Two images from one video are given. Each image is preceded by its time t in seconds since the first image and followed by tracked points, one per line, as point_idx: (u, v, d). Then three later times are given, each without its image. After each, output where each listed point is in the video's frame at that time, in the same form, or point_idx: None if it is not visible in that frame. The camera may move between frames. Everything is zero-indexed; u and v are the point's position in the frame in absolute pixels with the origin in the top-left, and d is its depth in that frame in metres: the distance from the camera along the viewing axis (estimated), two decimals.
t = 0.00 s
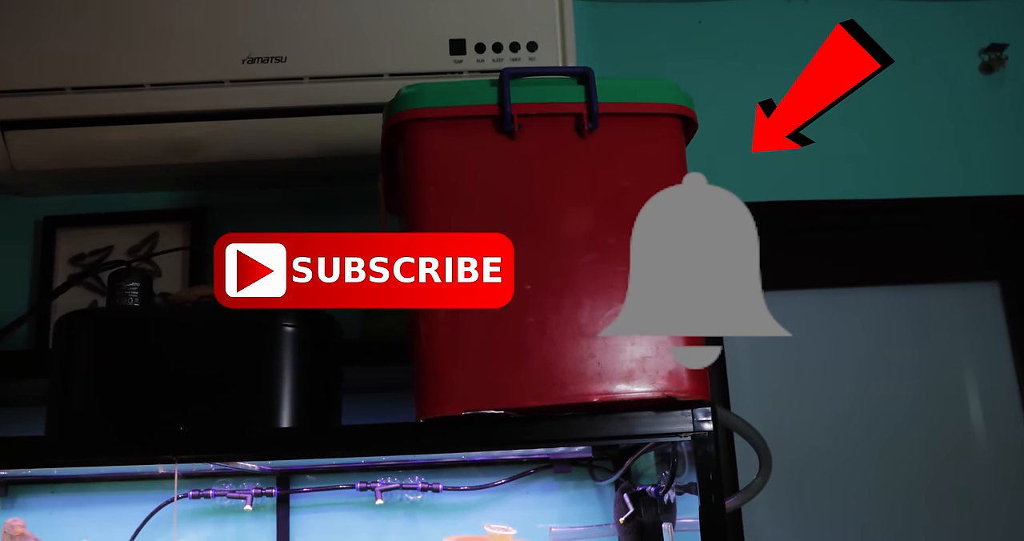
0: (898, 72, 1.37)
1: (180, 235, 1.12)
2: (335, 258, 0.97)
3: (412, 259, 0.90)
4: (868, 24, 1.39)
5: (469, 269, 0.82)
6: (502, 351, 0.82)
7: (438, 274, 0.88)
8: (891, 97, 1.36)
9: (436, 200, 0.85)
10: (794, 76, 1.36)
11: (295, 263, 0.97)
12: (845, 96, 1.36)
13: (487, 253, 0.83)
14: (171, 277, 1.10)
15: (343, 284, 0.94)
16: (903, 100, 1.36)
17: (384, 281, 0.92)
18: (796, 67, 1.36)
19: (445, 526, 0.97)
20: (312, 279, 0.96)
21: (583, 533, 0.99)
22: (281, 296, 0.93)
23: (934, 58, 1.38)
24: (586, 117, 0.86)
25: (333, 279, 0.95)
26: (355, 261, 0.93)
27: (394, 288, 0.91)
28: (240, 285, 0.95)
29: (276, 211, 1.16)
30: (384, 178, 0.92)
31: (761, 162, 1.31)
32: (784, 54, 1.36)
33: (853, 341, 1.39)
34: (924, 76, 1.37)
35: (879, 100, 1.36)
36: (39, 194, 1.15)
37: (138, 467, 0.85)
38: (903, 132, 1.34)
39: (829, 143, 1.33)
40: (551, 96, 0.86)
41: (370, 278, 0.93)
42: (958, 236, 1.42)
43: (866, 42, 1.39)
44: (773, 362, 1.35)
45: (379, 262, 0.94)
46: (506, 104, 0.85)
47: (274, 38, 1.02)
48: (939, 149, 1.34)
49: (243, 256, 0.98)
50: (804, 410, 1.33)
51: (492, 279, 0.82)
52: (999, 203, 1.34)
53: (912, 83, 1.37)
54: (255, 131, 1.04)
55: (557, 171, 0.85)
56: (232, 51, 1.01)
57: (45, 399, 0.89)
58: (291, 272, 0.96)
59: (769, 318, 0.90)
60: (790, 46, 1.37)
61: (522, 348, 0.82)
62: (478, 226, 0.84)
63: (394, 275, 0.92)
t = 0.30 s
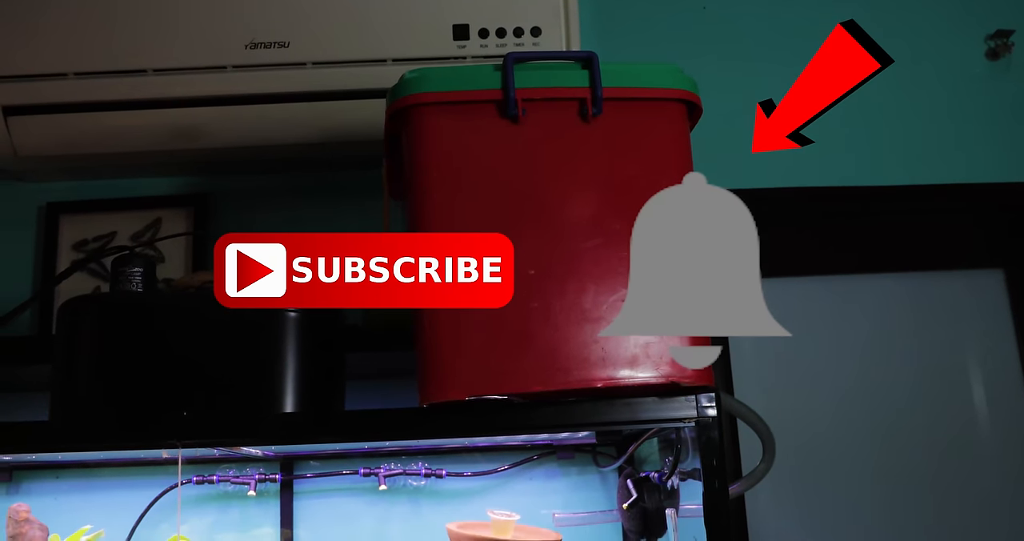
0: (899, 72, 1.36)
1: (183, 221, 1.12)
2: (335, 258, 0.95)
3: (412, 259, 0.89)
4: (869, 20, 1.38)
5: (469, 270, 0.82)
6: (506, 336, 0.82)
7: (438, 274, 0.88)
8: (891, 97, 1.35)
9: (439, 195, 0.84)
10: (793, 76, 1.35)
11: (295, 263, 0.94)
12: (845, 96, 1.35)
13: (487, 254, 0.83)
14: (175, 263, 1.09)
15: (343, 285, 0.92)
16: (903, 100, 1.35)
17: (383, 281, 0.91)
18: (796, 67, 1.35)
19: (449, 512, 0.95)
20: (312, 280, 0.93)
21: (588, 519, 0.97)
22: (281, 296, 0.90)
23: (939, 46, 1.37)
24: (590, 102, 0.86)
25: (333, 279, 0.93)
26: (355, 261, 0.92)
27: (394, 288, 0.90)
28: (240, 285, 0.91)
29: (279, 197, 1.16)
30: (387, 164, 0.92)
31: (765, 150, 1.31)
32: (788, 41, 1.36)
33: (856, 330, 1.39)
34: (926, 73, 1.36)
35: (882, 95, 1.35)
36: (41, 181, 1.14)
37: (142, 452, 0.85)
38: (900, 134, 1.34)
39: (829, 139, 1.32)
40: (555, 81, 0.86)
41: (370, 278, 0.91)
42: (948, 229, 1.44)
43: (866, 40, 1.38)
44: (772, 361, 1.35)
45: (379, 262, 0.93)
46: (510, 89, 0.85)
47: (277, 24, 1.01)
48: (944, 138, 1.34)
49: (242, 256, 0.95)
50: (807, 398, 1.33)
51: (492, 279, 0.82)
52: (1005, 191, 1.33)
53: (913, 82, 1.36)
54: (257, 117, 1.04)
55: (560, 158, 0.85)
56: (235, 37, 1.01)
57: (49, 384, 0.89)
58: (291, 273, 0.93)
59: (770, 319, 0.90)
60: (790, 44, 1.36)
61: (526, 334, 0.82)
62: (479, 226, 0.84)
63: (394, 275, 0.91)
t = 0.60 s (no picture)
0: (899, 72, 1.35)
1: (187, 207, 1.12)
2: (334, 258, 0.93)
3: (412, 259, 0.89)
4: (869, 19, 1.36)
5: (469, 270, 0.82)
6: (511, 322, 0.82)
7: (438, 274, 0.88)
8: (892, 97, 1.33)
9: (439, 189, 0.84)
10: (796, 71, 1.33)
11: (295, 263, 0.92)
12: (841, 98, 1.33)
13: (487, 254, 0.82)
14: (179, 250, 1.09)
15: (343, 285, 0.90)
16: (903, 102, 1.33)
17: (383, 281, 0.91)
18: (798, 63, 1.34)
19: (452, 498, 0.95)
20: (312, 279, 0.91)
21: (593, 506, 0.95)
22: (281, 296, 0.88)
23: (944, 33, 1.37)
24: (595, 87, 0.85)
25: (333, 279, 0.91)
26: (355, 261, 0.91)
27: (394, 287, 0.90)
28: (240, 286, 0.89)
29: (283, 184, 1.16)
30: (392, 149, 0.92)
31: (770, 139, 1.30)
32: (794, 28, 1.35)
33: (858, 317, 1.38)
34: (927, 72, 1.35)
35: (888, 83, 1.34)
36: (45, 166, 1.14)
37: (147, 438, 0.85)
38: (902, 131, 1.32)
39: (832, 133, 1.31)
40: (559, 66, 0.86)
41: (370, 278, 0.91)
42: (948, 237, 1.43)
43: (866, 41, 1.36)
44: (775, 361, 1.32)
45: (379, 262, 0.92)
46: (515, 74, 0.84)
47: (282, 9, 1.01)
48: (949, 129, 1.33)
49: (242, 256, 0.92)
50: (813, 386, 1.32)
51: (492, 279, 0.82)
52: (1011, 179, 1.33)
53: (912, 82, 1.34)
54: (262, 104, 1.03)
55: (565, 144, 0.85)
56: (240, 23, 1.01)
57: (53, 370, 0.89)
58: (291, 273, 0.90)
59: (769, 320, 0.88)
60: (792, 41, 1.34)
61: (531, 319, 0.82)
62: (481, 218, 0.83)
63: (394, 275, 0.91)
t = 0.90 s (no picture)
0: (903, 65, 1.33)
1: (195, 191, 1.12)
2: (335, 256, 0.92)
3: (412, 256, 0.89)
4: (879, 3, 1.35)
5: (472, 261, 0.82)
6: (519, 304, 0.81)
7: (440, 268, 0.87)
8: (898, 86, 1.32)
9: (444, 177, 0.84)
10: (805, 56, 1.33)
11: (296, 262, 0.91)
12: (851, 84, 1.32)
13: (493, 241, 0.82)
14: (187, 233, 1.09)
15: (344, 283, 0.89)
16: (908, 93, 1.32)
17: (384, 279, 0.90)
18: (807, 48, 1.33)
19: (461, 481, 0.94)
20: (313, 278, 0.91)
21: (599, 489, 0.96)
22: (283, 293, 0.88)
23: (956, 16, 1.36)
24: (604, 69, 0.85)
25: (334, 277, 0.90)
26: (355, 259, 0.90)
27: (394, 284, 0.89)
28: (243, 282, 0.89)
29: (290, 168, 1.15)
30: (400, 132, 0.91)
31: (779, 125, 1.30)
32: (804, 12, 1.34)
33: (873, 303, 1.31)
34: (937, 60, 1.34)
35: (898, 68, 1.33)
36: (54, 150, 1.14)
37: (156, 419, 0.85)
38: (912, 118, 1.32)
39: (840, 121, 1.31)
40: (568, 47, 0.85)
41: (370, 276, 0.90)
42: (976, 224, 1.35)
43: (876, 28, 1.35)
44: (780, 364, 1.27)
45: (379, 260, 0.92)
46: (524, 55, 0.84)
47: None
48: (960, 115, 1.32)
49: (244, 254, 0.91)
50: (817, 367, 1.28)
51: (497, 269, 0.82)
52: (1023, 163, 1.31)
53: (919, 71, 1.33)
54: (270, 87, 1.02)
55: (573, 127, 0.85)
56: (246, 6, 1.00)
57: (63, 353, 0.89)
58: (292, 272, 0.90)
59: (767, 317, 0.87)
60: (801, 26, 1.34)
61: (540, 301, 0.81)
62: (487, 204, 0.83)
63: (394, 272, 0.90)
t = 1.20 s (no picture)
0: (909, 50, 1.33)
1: (200, 173, 1.11)
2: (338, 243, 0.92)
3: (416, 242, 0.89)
4: None
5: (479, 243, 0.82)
6: (525, 287, 0.81)
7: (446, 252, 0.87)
8: (903, 71, 1.32)
9: (450, 161, 0.84)
10: (811, 41, 1.32)
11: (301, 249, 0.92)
12: (858, 70, 1.31)
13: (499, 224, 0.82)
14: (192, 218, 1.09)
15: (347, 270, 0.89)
16: (913, 79, 1.32)
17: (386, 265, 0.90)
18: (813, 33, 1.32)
19: (468, 464, 0.93)
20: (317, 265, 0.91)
21: (607, 473, 0.93)
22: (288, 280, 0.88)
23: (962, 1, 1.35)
24: (611, 51, 0.84)
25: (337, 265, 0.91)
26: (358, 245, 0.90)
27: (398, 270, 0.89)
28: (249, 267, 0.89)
29: (295, 151, 1.14)
30: (405, 115, 0.91)
31: (785, 110, 1.29)
32: None
33: (880, 290, 1.30)
34: (942, 46, 1.33)
35: (904, 54, 1.32)
36: (58, 134, 1.13)
37: (162, 403, 0.85)
38: (919, 104, 1.31)
39: (846, 107, 1.30)
40: (575, 29, 0.84)
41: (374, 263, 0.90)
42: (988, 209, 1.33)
43: (881, 15, 1.34)
44: (788, 351, 1.27)
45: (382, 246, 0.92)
46: (530, 38, 0.83)
47: None
48: (968, 102, 1.31)
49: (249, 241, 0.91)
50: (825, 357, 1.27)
51: (504, 252, 0.82)
52: None
53: (924, 57, 1.32)
54: (275, 70, 1.03)
55: (580, 110, 0.84)
56: None
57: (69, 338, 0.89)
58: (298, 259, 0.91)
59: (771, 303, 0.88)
60: (807, 11, 1.33)
61: (546, 284, 0.81)
62: (493, 189, 0.83)
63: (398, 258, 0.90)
